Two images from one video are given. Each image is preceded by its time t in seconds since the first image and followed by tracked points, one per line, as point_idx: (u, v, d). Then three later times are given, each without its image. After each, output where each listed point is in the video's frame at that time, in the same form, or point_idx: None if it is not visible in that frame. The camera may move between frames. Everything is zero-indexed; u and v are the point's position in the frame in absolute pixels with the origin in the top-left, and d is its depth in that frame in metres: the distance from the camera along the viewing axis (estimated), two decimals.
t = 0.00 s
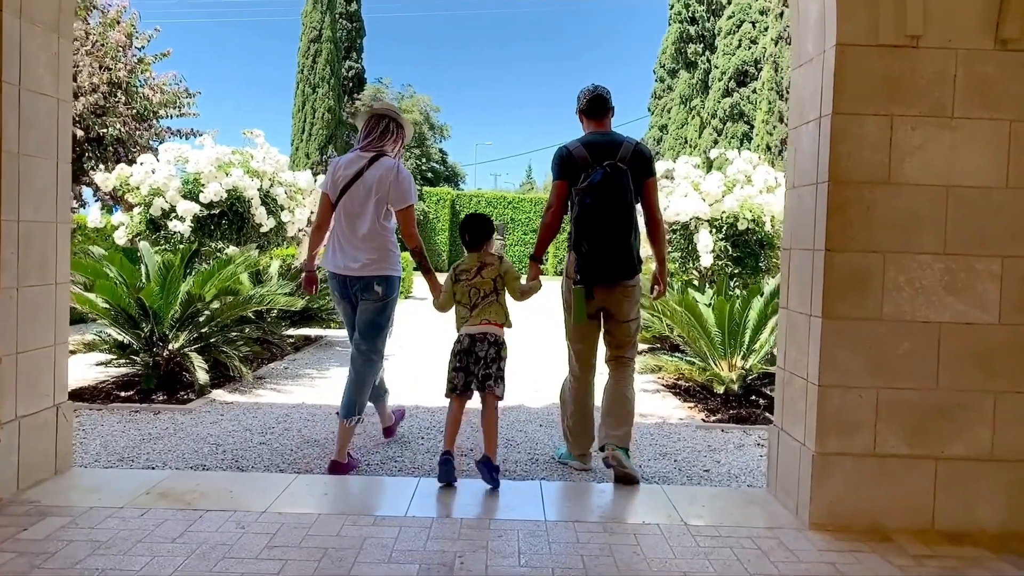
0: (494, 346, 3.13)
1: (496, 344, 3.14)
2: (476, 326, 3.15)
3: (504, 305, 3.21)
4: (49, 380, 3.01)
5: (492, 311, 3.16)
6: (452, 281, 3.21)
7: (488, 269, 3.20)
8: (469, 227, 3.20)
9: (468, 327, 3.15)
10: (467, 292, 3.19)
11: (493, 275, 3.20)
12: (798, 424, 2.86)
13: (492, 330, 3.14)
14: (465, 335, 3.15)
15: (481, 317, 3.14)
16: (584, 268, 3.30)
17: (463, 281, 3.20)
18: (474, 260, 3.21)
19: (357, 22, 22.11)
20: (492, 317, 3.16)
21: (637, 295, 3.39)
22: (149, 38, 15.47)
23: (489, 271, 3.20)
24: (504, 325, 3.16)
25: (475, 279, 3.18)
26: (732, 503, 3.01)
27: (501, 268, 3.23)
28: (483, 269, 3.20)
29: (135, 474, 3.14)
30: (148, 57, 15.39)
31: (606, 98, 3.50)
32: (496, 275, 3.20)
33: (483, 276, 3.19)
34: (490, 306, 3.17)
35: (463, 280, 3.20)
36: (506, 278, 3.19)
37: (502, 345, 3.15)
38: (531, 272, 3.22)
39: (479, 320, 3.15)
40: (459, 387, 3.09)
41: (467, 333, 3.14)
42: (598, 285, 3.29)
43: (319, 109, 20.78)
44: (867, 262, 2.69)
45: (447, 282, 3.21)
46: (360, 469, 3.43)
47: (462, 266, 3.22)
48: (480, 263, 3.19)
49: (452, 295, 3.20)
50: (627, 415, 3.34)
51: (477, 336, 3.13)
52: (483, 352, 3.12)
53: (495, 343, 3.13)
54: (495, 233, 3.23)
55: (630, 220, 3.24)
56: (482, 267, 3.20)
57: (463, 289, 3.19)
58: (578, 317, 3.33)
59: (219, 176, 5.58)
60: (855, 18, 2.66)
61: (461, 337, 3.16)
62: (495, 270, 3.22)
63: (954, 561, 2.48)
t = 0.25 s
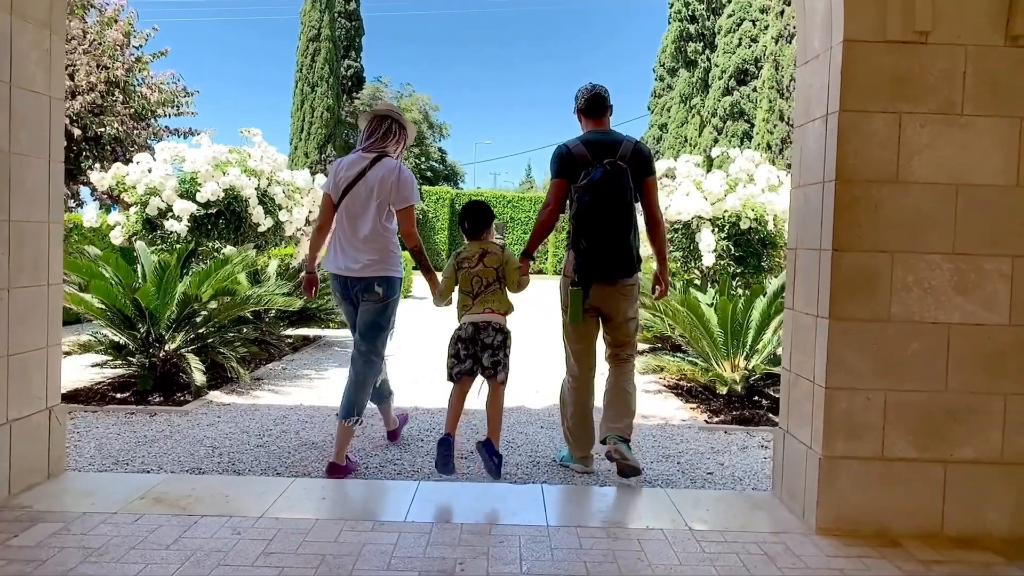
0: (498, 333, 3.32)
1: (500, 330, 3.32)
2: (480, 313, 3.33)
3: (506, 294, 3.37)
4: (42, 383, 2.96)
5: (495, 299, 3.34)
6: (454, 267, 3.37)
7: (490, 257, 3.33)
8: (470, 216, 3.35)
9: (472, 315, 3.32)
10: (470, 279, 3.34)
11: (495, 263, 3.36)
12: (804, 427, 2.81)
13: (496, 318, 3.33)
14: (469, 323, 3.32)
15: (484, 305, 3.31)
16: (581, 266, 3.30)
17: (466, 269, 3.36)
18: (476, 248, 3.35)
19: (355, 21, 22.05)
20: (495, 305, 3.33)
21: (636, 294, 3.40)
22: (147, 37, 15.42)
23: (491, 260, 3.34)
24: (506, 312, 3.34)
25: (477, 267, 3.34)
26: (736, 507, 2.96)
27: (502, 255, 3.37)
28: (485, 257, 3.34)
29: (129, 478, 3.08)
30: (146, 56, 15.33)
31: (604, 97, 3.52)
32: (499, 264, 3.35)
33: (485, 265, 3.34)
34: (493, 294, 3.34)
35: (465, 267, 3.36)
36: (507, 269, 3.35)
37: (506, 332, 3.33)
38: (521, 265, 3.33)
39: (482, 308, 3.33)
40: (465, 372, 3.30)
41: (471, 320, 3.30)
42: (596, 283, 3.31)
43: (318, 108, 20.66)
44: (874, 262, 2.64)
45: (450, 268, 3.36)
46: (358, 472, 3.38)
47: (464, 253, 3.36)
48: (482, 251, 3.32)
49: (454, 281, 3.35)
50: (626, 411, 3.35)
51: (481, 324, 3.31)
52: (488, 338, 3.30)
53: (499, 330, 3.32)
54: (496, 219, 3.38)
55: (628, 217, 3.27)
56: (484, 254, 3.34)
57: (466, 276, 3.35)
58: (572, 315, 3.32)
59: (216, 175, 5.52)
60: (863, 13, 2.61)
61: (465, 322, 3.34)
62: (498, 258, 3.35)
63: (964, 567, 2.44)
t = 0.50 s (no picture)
0: (502, 329, 3.38)
1: (503, 325, 3.39)
2: (481, 308, 3.39)
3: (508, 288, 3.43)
4: (34, 386, 2.90)
5: (497, 294, 3.40)
6: (457, 259, 3.40)
7: (493, 249, 3.37)
8: (472, 209, 3.42)
9: (475, 308, 3.38)
10: (473, 270, 3.39)
11: (497, 255, 3.39)
12: (811, 431, 2.76)
13: (498, 312, 3.39)
14: (471, 318, 3.38)
15: (486, 299, 3.38)
16: (580, 265, 3.28)
17: (469, 261, 3.39)
18: (479, 242, 3.40)
19: (355, 20, 21.99)
20: (497, 300, 3.40)
21: (637, 291, 3.36)
22: (146, 36, 15.37)
23: (495, 252, 3.38)
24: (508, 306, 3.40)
25: (480, 260, 3.38)
26: (742, 512, 2.91)
27: (505, 248, 3.40)
28: (488, 249, 3.39)
29: (124, 483, 3.03)
30: (145, 55, 15.26)
31: (604, 96, 3.50)
32: (501, 258, 3.39)
33: (489, 257, 3.38)
34: (495, 288, 3.40)
35: (468, 259, 3.39)
36: (508, 265, 3.39)
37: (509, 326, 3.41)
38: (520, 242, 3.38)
39: (484, 302, 3.40)
40: (469, 367, 3.39)
41: (474, 314, 3.37)
42: (596, 282, 3.29)
43: (317, 108, 20.58)
44: (883, 263, 2.59)
45: (453, 261, 3.39)
46: (357, 476, 3.32)
47: (467, 246, 3.40)
48: (485, 244, 3.39)
49: (456, 273, 3.39)
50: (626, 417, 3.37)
51: (484, 319, 3.37)
52: (493, 334, 3.37)
53: (502, 325, 3.38)
54: (496, 212, 3.45)
55: (629, 216, 3.27)
56: (488, 247, 3.39)
57: (469, 268, 3.39)
58: (569, 314, 3.30)
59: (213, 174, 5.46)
60: (871, 9, 2.56)
61: (467, 315, 3.40)
62: (501, 250, 3.39)
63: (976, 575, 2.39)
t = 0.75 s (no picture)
0: (506, 325, 3.37)
1: (507, 321, 3.38)
2: (485, 304, 3.36)
3: (510, 283, 3.40)
4: (27, 388, 2.85)
5: (500, 289, 3.36)
6: (457, 255, 3.35)
7: (494, 244, 3.34)
8: (473, 204, 3.39)
9: (478, 305, 3.34)
10: (473, 265, 3.34)
11: (498, 250, 3.36)
12: (818, 434, 2.71)
13: (501, 308, 3.37)
14: (475, 315, 3.35)
15: (489, 295, 3.34)
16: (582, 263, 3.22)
17: (470, 256, 3.34)
18: (479, 238, 3.37)
19: (354, 19, 21.95)
20: (501, 295, 3.36)
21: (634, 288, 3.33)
22: (144, 34, 15.33)
23: (495, 248, 3.35)
24: (511, 302, 3.37)
25: (482, 255, 3.35)
26: (748, 515, 2.86)
27: (506, 243, 3.37)
28: (489, 245, 3.36)
29: (119, 486, 2.98)
30: (144, 54, 15.21)
31: (604, 94, 3.45)
32: (502, 253, 3.35)
33: (489, 253, 3.35)
34: (497, 284, 3.36)
35: (468, 254, 3.35)
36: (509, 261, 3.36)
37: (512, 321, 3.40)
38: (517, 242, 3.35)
39: (487, 298, 3.36)
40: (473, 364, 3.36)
41: (477, 310, 3.34)
42: (597, 280, 3.24)
43: (317, 106, 20.52)
44: (893, 262, 2.54)
45: (453, 257, 3.34)
46: (356, 479, 3.26)
47: (467, 242, 3.36)
48: (485, 239, 3.36)
49: (457, 269, 3.34)
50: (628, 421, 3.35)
51: (488, 316, 3.35)
52: (495, 331, 3.35)
53: (506, 322, 3.38)
54: (497, 210, 3.41)
55: (631, 214, 3.22)
56: (488, 242, 3.36)
57: (470, 264, 3.35)
58: (569, 313, 3.26)
59: (211, 172, 5.41)
60: (881, 3, 2.51)
61: (470, 313, 3.36)
62: (501, 245, 3.36)
63: None
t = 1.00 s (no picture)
0: (508, 329, 3.33)
1: (508, 325, 3.35)
2: (485, 308, 3.32)
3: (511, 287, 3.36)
4: (19, 394, 2.80)
5: (500, 293, 3.33)
6: (456, 259, 3.30)
7: (493, 248, 3.29)
8: (474, 206, 3.34)
9: (478, 309, 3.30)
10: (472, 269, 3.30)
11: (498, 255, 3.31)
12: (825, 440, 2.66)
13: (501, 312, 3.33)
14: (476, 318, 3.31)
15: (489, 299, 3.31)
16: (584, 267, 3.17)
17: (468, 260, 3.30)
18: (479, 241, 3.32)
19: (353, 22, 21.93)
20: (500, 299, 3.32)
21: (635, 292, 3.28)
22: (143, 37, 15.30)
23: (494, 252, 3.30)
24: (511, 305, 3.34)
25: (481, 259, 3.30)
26: (753, 523, 2.80)
27: (505, 248, 3.32)
28: (489, 248, 3.31)
29: (112, 494, 2.92)
30: (142, 56, 15.18)
31: (603, 96, 3.42)
32: (501, 257, 3.30)
33: (488, 256, 3.30)
34: (497, 287, 3.33)
35: (467, 259, 3.30)
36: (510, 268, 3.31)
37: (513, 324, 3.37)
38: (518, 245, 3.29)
39: (487, 302, 3.32)
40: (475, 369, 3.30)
41: (478, 315, 3.30)
42: (599, 284, 3.19)
43: (316, 109, 20.48)
44: (900, 265, 2.49)
45: (453, 260, 3.29)
46: (353, 485, 3.21)
47: (467, 245, 3.31)
48: (485, 243, 3.31)
49: (456, 272, 3.30)
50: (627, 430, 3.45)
51: (489, 320, 3.30)
52: (497, 335, 3.30)
53: (507, 325, 3.34)
54: (497, 213, 3.36)
55: (632, 216, 3.20)
56: (488, 246, 3.31)
57: (469, 268, 3.31)
58: (570, 316, 3.21)
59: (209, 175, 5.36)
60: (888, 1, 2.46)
61: (470, 317, 3.32)
62: (501, 249, 3.31)
63: None
